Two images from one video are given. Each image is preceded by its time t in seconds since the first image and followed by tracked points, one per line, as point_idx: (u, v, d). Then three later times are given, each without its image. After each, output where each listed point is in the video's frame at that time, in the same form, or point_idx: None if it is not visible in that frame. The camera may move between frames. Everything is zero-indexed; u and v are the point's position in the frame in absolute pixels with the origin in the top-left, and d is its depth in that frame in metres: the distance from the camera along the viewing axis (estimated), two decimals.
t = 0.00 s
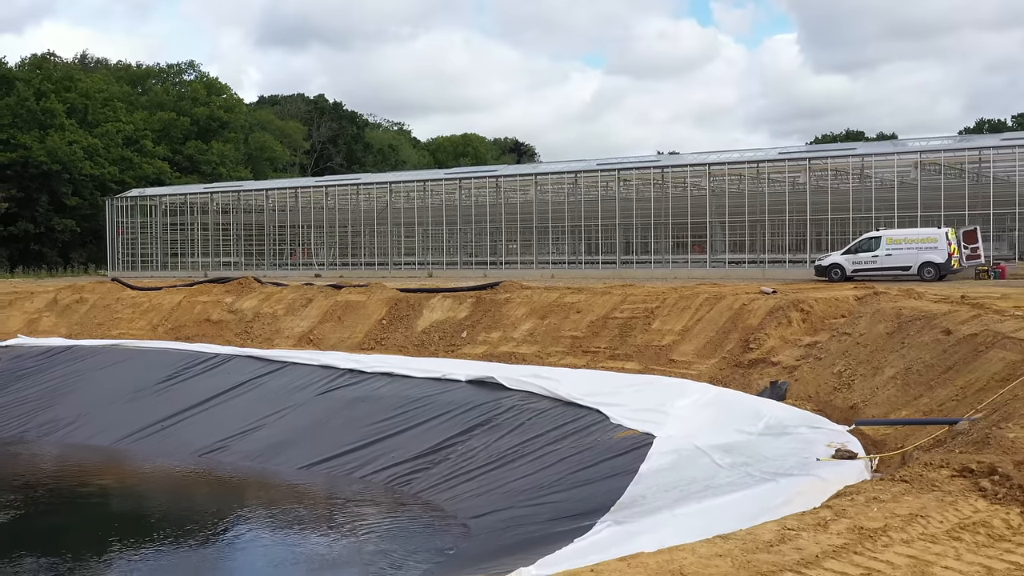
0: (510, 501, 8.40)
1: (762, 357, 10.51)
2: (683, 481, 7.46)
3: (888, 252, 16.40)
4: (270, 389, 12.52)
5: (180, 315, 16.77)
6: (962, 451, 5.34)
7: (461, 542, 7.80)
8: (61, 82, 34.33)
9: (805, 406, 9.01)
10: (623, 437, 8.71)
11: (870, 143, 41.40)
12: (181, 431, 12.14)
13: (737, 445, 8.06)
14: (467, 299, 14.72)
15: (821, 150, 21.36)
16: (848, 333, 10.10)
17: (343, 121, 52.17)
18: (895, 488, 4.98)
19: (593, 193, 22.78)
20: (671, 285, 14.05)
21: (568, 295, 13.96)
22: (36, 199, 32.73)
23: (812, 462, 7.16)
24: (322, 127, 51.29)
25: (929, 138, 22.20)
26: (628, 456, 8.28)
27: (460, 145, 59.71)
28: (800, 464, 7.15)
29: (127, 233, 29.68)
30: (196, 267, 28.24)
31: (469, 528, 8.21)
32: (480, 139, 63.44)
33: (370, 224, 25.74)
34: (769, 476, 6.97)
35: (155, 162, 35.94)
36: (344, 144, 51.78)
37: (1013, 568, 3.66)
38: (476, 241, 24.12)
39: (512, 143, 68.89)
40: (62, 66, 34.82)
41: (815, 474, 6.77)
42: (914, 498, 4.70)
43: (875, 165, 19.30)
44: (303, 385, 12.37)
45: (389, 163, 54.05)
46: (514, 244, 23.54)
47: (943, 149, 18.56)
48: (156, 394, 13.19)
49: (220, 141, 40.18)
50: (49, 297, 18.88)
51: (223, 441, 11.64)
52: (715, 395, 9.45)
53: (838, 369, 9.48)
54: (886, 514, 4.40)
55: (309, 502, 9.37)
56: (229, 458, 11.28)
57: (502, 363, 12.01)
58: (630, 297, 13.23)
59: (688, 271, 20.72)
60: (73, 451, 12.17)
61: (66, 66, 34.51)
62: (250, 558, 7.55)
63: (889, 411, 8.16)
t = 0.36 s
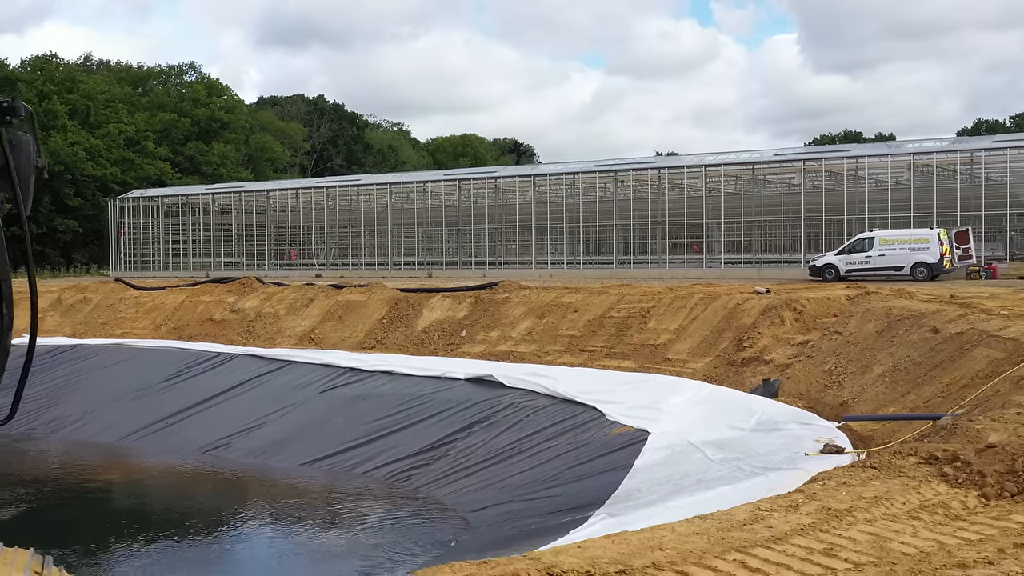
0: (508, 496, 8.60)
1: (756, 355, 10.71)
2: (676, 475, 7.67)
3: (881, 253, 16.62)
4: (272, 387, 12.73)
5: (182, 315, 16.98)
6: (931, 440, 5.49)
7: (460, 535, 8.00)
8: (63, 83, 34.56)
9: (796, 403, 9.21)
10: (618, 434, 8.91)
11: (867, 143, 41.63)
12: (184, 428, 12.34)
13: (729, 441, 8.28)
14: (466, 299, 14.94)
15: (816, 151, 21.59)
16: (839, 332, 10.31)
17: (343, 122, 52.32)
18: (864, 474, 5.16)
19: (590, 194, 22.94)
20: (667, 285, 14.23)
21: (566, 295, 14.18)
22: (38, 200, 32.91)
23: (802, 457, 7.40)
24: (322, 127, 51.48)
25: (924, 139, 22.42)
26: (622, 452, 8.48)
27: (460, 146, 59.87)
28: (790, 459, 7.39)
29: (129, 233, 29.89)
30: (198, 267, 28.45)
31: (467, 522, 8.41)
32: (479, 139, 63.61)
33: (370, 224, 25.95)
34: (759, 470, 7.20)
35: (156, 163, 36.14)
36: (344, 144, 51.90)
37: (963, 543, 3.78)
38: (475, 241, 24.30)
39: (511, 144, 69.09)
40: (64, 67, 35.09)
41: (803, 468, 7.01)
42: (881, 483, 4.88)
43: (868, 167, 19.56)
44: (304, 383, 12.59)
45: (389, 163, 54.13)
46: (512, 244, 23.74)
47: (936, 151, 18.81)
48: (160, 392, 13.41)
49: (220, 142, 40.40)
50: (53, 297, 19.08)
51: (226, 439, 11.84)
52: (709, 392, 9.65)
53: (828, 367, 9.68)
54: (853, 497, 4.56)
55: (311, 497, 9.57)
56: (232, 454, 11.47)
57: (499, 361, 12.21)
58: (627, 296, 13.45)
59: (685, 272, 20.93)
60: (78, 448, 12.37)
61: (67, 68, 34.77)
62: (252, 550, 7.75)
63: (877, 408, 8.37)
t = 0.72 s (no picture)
0: (506, 491, 8.79)
1: (749, 354, 10.92)
2: (670, 469, 7.89)
3: (874, 253, 16.87)
4: (275, 385, 12.94)
5: (185, 314, 17.20)
6: (903, 431, 5.69)
7: (460, 529, 8.18)
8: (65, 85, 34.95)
9: (788, 400, 9.43)
10: (614, 430, 9.10)
11: (865, 142, 41.82)
12: (189, 425, 12.52)
13: (721, 436, 8.49)
14: (465, 298, 15.16)
15: (811, 153, 21.82)
16: (830, 330, 10.53)
17: (343, 122, 52.43)
18: (837, 459, 5.37)
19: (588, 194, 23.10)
20: (664, 285, 14.45)
21: (564, 294, 14.39)
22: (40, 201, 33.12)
23: (791, 452, 7.66)
24: (322, 128, 51.66)
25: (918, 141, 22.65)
26: (619, 447, 8.67)
27: (459, 146, 60.04)
28: (780, 455, 7.64)
29: (131, 234, 30.11)
30: (199, 267, 28.69)
31: (466, 516, 8.60)
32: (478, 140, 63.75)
33: (370, 225, 26.15)
34: (750, 465, 7.45)
35: (157, 163, 36.43)
36: (344, 145, 51.96)
37: (923, 522, 3.99)
38: (474, 242, 24.47)
39: (510, 144, 69.33)
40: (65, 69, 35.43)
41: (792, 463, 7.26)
42: (853, 469, 5.08)
43: (862, 168, 19.79)
44: (306, 381, 12.79)
45: (388, 163, 54.06)
46: (511, 244, 23.94)
47: (928, 152, 19.06)
48: (164, 390, 13.61)
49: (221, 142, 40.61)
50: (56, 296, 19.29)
51: (229, 435, 12.01)
52: (702, 389, 9.87)
53: (820, 365, 9.89)
54: (826, 481, 4.76)
55: (313, 492, 9.77)
56: (235, 451, 11.66)
57: (498, 360, 12.42)
58: (623, 296, 13.67)
59: (682, 272, 21.13)
60: (83, 445, 12.54)
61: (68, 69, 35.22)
62: (254, 543, 7.93)
63: (867, 404, 8.59)
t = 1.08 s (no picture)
0: (506, 486, 8.93)
1: (744, 353, 11.12)
2: (666, 465, 8.09)
3: (868, 254, 17.09)
4: (277, 383, 13.14)
5: (188, 314, 17.43)
6: (883, 424, 5.87)
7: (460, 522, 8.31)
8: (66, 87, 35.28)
9: (781, 398, 9.62)
10: (611, 427, 9.29)
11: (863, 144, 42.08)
12: (192, 423, 12.64)
13: (716, 432, 8.69)
14: (465, 298, 15.35)
15: (807, 154, 22.02)
16: (823, 330, 10.74)
17: (343, 123, 52.42)
18: (820, 450, 5.56)
19: (586, 196, 23.28)
20: (662, 285, 14.65)
21: (563, 294, 14.59)
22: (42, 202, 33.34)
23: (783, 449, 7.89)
24: (322, 129, 51.83)
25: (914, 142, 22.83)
26: (615, 444, 8.85)
27: (458, 146, 60.20)
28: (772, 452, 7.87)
29: (133, 234, 30.29)
30: (201, 267, 28.90)
31: (466, 511, 8.73)
32: (478, 140, 63.86)
33: (370, 226, 26.31)
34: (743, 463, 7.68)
35: (159, 164, 36.82)
36: (344, 145, 51.91)
37: (894, 506, 4.19)
38: (473, 242, 24.69)
39: (509, 145, 69.52)
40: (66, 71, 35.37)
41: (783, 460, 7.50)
42: (834, 459, 5.27)
43: (857, 169, 19.99)
44: (308, 380, 12.99)
45: (388, 164, 53.89)
46: (510, 244, 24.16)
47: (922, 155, 19.27)
48: (168, 388, 13.81)
49: (221, 143, 40.78)
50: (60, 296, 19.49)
51: (232, 433, 12.10)
52: (698, 387, 10.06)
53: (813, 364, 10.09)
54: (807, 470, 4.95)
55: (316, 488, 9.88)
56: (239, 448, 11.73)
57: (497, 359, 12.62)
58: (621, 296, 13.88)
59: (679, 272, 21.37)
60: (87, 442, 12.69)
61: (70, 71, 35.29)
62: (257, 536, 8.05)
63: (858, 401, 8.79)
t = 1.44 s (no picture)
0: (506, 479, 9.01)
1: (739, 351, 11.34)
2: (661, 461, 8.32)
3: (862, 254, 17.31)
4: (279, 382, 13.34)
5: (192, 313, 17.65)
6: (866, 417, 6.08)
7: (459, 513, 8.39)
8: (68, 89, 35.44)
9: (774, 395, 9.83)
10: (609, 423, 9.48)
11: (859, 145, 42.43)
12: (196, 420, 12.78)
13: (710, 428, 8.93)
14: (465, 298, 15.56)
15: (804, 156, 22.25)
16: (816, 329, 10.97)
17: (343, 124, 52.70)
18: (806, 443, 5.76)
19: (584, 197, 23.47)
20: (659, 284, 14.87)
21: (561, 294, 14.82)
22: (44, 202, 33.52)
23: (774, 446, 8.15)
24: (322, 130, 52.05)
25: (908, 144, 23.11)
26: (612, 441, 9.03)
27: (457, 146, 60.49)
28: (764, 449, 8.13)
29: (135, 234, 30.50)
30: (202, 267, 29.11)
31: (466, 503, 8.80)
32: (477, 141, 64.14)
33: (371, 227, 26.49)
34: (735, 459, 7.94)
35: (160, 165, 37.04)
36: (344, 145, 52.17)
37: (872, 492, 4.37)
38: (473, 243, 24.95)
39: (508, 146, 69.81)
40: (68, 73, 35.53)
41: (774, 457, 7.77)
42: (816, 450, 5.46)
43: (852, 171, 20.22)
44: (311, 378, 13.19)
45: (388, 165, 53.87)
46: (509, 244, 24.38)
47: (916, 156, 19.52)
48: (172, 386, 14.00)
49: (222, 144, 40.93)
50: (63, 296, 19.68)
51: (237, 430, 12.13)
52: (693, 384, 10.30)
53: (805, 362, 10.30)
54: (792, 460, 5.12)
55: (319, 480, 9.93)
56: (243, 444, 11.75)
57: (497, 357, 12.84)
58: (618, 295, 14.11)
59: (676, 272, 21.59)
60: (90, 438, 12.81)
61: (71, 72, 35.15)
62: (257, 525, 8.10)
63: (848, 398, 9.00)
